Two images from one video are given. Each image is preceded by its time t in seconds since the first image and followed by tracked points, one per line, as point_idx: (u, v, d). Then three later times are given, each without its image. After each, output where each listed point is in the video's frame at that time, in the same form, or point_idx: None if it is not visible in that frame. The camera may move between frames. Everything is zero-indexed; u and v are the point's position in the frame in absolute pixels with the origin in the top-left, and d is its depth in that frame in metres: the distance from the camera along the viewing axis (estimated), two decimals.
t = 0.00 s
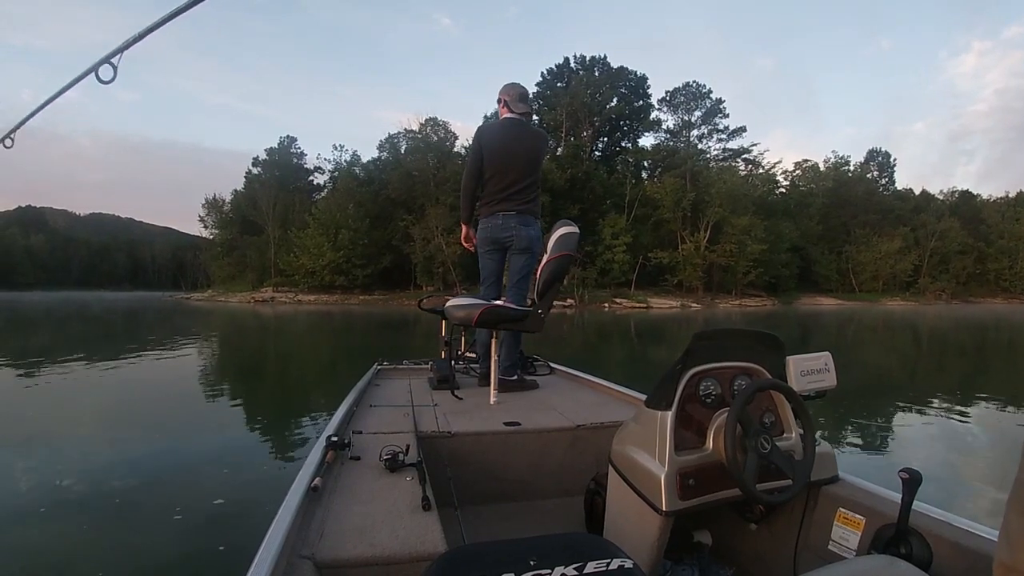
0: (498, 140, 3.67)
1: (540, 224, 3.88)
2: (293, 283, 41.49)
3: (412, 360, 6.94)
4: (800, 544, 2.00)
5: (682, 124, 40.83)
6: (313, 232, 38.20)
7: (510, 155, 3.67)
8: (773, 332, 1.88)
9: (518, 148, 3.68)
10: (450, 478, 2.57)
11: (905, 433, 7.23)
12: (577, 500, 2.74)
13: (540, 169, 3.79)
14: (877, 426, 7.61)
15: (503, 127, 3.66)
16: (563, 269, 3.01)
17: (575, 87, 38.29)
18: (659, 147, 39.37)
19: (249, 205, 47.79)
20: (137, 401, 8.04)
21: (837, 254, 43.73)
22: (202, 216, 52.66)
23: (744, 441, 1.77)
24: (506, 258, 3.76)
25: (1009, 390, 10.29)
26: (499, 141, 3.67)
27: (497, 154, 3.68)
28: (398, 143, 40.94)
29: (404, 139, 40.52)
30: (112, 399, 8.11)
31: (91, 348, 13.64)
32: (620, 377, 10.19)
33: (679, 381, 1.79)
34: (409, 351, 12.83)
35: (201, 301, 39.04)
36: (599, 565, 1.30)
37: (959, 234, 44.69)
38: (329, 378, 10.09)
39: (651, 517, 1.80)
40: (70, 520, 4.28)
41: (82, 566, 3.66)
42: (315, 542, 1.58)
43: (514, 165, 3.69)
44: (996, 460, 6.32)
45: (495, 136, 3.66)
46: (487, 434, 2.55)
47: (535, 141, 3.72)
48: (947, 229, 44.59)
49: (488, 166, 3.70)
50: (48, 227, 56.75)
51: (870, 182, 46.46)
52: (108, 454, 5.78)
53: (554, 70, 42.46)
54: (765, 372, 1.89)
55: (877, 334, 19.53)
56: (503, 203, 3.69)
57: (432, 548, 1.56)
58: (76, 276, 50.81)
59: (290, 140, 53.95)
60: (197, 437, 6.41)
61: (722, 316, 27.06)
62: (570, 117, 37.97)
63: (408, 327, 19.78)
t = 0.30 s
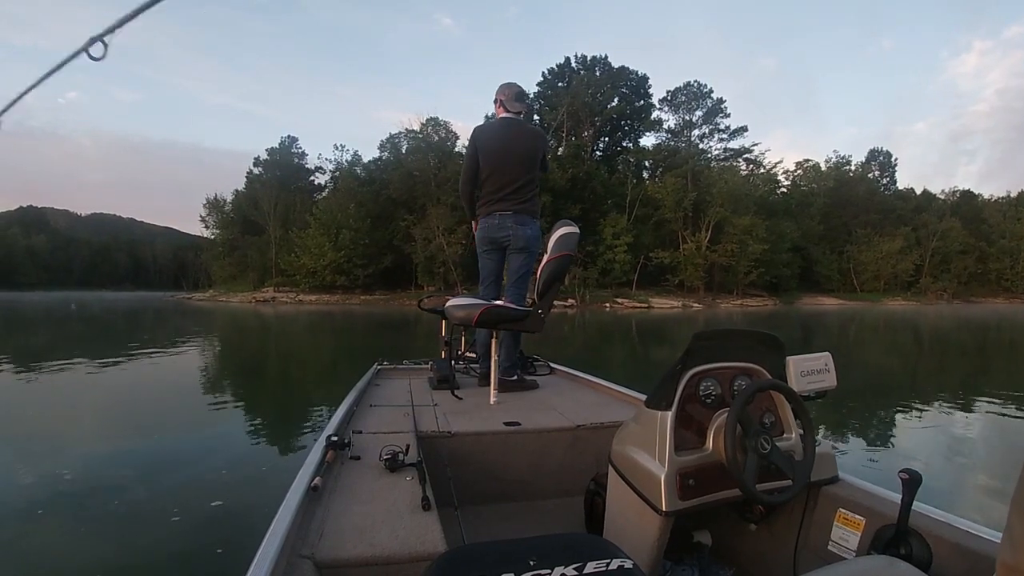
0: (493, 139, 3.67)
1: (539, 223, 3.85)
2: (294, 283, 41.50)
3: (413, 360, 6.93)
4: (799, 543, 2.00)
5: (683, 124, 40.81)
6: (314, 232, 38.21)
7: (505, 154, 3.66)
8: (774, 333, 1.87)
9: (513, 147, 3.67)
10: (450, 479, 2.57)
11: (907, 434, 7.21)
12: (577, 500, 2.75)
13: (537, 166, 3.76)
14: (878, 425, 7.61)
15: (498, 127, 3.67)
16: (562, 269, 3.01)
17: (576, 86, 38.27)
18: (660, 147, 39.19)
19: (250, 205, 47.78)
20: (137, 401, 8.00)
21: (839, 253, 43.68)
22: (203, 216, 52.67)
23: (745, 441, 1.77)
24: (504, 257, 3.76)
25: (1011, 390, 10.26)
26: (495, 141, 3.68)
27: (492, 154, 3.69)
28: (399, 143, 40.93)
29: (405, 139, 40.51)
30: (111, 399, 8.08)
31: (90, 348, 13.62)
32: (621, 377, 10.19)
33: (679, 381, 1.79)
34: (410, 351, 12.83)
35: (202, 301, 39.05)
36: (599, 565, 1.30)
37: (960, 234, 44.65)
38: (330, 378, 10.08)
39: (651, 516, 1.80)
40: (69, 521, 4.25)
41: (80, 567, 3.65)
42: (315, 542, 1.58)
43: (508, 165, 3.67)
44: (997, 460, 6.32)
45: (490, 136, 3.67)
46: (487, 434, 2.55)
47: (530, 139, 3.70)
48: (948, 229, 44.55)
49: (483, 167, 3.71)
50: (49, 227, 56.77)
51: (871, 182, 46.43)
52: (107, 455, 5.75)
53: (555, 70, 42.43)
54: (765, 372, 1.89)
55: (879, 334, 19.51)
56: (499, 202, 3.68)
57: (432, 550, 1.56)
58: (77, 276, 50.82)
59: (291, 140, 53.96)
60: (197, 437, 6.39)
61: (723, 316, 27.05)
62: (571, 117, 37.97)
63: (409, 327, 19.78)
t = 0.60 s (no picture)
0: (490, 139, 3.69)
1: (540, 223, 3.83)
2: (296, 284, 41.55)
3: (414, 360, 6.96)
4: (799, 544, 2.00)
5: (684, 124, 40.78)
6: (315, 232, 38.26)
7: (501, 154, 3.67)
8: (773, 332, 1.87)
9: (509, 147, 3.67)
10: (450, 478, 2.57)
11: (909, 434, 7.17)
12: (577, 500, 2.75)
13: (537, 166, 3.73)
14: (879, 425, 7.58)
15: (495, 128, 3.68)
16: (562, 269, 3.00)
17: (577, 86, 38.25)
18: (661, 147, 39.23)
19: (251, 206, 47.85)
20: (139, 402, 8.05)
21: (840, 253, 43.64)
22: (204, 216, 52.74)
23: (744, 440, 1.77)
24: (505, 257, 3.75)
25: (1012, 390, 10.24)
26: (493, 140, 3.69)
27: (489, 156, 3.71)
28: (400, 143, 40.95)
29: (406, 139, 40.54)
30: (113, 399, 8.14)
31: (92, 348, 13.66)
32: (622, 377, 10.20)
33: (678, 380, 1.79)
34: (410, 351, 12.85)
35: (204, 302, 39.11)
36: (599, 565, 1.30)
37: (962, 233, 44.57)
38: (330, 378, 10.10)
39: (650, 517, 1.80)
40: (67, 522, 4.26)
41: (80, 566, 3.66)
42: (315, 542, 1.59)
43: (505, 165, 3.67)
44: (997, 459, 6.31)
45: (488, 138, 3.69)
46: (486, 434, 2.55)
47: (527, 139, 3.68)
48: (950, 229, 44.49)
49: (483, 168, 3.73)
50: (50, 227, 56.83)
51: (873, 182, 46.37)
52: (108, 454, 5.78)
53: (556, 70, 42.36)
54: (765, 372, 1.89)
55: (881, 334, 19.48)
56: (498, 202, 3.68)
57: (433, 549, 1.56)
58: (79, 277, 50.90)
59: (292, 140, 54.01)
60: (197, 437, 6.41)
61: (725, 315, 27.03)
62: (571, 117, 37.99)
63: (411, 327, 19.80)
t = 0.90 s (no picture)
0: (488, 141, 3.72)
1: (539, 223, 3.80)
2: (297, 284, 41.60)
3: (416, 361, 6.97)
4: (799, 543, 2.00)
5: (685, 124, 40.76)
6: (317, 232, 38.31)
7: (499, 155, 3.68)
8: (773, 332, 1.87)
9: (507, 147, 3.66)
10: (450, 479, 2.57)
11: (912, 434, 7.16)
12: (577, 499, 2.75)
13: (536, 166, 3.71)
14: (882, 426, 7.57)
15: (494, 128, 3.69)
16: (562, 269, 3.01)
17: (579, 86, 38.26)
18: (662, 147, 39.22)
19: (253, 206, 47.89)
20: (141, 402, 8.07)
21: (841, 253, 43.61)
22: (206, 217, 52.85)
23: (744, 440, 1.77)
24: (503, 258, 3.75)
25: (1015, 390, 10.22)
26: (491, 141, 3.70)
27: (488, 156, 3.72)
28: (401, 143, 40.98)
29: (407, 139, 40.56)
30: (116, 399, 8.15)
31: (95, 348, 13.69)
32: (623, 377, 10.21)
33: (679, 380, 1.78)
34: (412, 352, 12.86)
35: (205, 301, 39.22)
36: (598, 565, 1.30)
37: (964, 233, 44.50)
38: (332, 379, 10.10)
39: (651, 516, 1.80)
40: (66, 523, 4.25)
41: (81, 566, 3.67)
42: (315, 541, 1.59)
43: (503, 166, 3.68)
44: (1000, 459, 6.30)
45: (488, 139, 3.71)
46: (487, 434, 2.55)
47: (525, 139, 3.65)
48: (951, 229, 44.45)
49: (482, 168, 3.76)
50: (53, 227, 56.97)
51: (874, 182, 46.33)
52: (110, 455, 5.78)
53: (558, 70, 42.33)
54: (764, 372, 1.89)
55: (883, 334, 19.47)
56: (496, 202, 3.69)
57: (432, 550, 1.56)
58: (81, 277, 51.03)
59: (294, 140, 54.07)
60: (199, 438, 6.41)
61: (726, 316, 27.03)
62: (573, 117, 37.99)
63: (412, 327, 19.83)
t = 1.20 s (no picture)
0: (488, 141, 3.71)
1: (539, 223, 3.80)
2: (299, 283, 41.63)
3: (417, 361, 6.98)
4: (800, 543, 1.99)
5: (687, 124, 40.75)
6: (318, 232, 38.33)
7: (497, 156, 3.68)
8: (774, 332, 1.87)
9: (505, 148, 3.66)
10: (450, 478, 2.57)
11: (913, 434, 7.16)
12: (576, 500, 2.75)
13: (534, 166, 3.69)
14: (884, 426, 7.57)
15: (494, 129, 3.69)
16: (562, 269, 3.00)
17: (580, 86, 38.25)
18: (664, 147, 39.21)
19: (254, 206, 47.92)
20: (144, 401, 8.07)
21: (843, 254, 43.58)
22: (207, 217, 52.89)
23: (744, 440, 1.76)
24: (503, 258, 3.75)
25: (1017, 390, 10.21)
26: (491, 142, 3.70)
27: (487, 157, 3.73)
28: (403, 143, 40.99)
29: (409, 139, 40.57)
30: (119, 399, 8.15)
31: (97, 348, 13.70)
32: (624, 377, 10.22)
33: (680, 380, 1.78)
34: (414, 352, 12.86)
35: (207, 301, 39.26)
36: (599, 565, 1.30)
37: (965, 234, 44.45)
38: (334, 379, 10.11)
39: (651, 516, 1.80)
40: (66, 523, 4.25)
41: (82, 566, 3.68)
42: (315, 542, 1.58)
43: (501, 167, 3.68)
44: (1002, 459, 6.30)
45: (487, 139, 3.71)
46: (487, 435, 2.55)
47: (524, 139, 3.64)
48: (953, 229, 44.41)
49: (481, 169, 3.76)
50: (55, 227, 56.99)
51: (876, 182, 46.33)
52: (111, 455, 5.78)
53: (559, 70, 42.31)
54: (765, 372, 1.89)
55: (884, 334, 19.46)
56: (496, 203, 3.69)
57: (433, 549, 1.56)
58: (82, 277, 51.07)
59: (295, 140, 54.10)
60: (201, 438, 6.41)
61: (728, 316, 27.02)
62: (574, 117, 38.00)
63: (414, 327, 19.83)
